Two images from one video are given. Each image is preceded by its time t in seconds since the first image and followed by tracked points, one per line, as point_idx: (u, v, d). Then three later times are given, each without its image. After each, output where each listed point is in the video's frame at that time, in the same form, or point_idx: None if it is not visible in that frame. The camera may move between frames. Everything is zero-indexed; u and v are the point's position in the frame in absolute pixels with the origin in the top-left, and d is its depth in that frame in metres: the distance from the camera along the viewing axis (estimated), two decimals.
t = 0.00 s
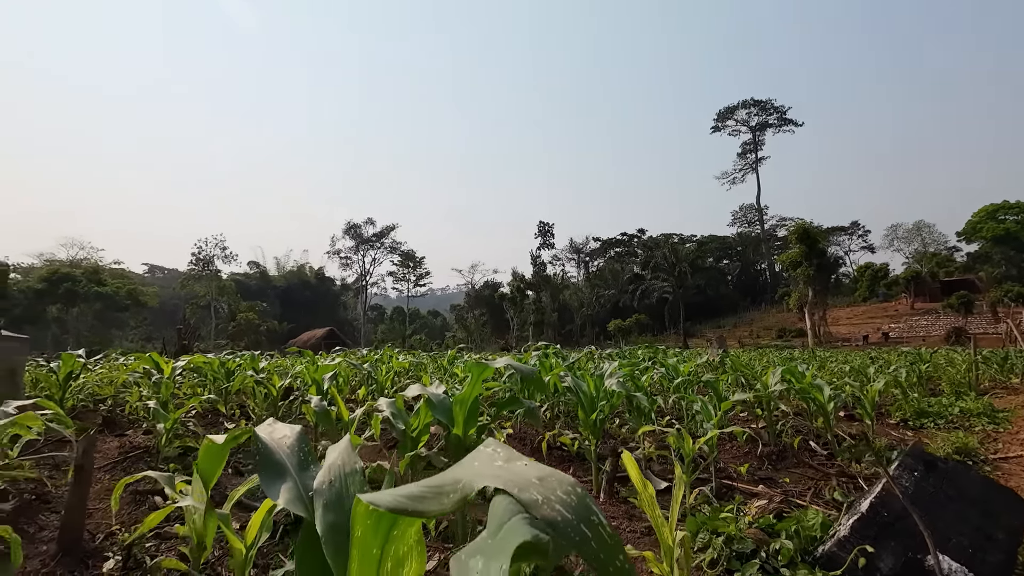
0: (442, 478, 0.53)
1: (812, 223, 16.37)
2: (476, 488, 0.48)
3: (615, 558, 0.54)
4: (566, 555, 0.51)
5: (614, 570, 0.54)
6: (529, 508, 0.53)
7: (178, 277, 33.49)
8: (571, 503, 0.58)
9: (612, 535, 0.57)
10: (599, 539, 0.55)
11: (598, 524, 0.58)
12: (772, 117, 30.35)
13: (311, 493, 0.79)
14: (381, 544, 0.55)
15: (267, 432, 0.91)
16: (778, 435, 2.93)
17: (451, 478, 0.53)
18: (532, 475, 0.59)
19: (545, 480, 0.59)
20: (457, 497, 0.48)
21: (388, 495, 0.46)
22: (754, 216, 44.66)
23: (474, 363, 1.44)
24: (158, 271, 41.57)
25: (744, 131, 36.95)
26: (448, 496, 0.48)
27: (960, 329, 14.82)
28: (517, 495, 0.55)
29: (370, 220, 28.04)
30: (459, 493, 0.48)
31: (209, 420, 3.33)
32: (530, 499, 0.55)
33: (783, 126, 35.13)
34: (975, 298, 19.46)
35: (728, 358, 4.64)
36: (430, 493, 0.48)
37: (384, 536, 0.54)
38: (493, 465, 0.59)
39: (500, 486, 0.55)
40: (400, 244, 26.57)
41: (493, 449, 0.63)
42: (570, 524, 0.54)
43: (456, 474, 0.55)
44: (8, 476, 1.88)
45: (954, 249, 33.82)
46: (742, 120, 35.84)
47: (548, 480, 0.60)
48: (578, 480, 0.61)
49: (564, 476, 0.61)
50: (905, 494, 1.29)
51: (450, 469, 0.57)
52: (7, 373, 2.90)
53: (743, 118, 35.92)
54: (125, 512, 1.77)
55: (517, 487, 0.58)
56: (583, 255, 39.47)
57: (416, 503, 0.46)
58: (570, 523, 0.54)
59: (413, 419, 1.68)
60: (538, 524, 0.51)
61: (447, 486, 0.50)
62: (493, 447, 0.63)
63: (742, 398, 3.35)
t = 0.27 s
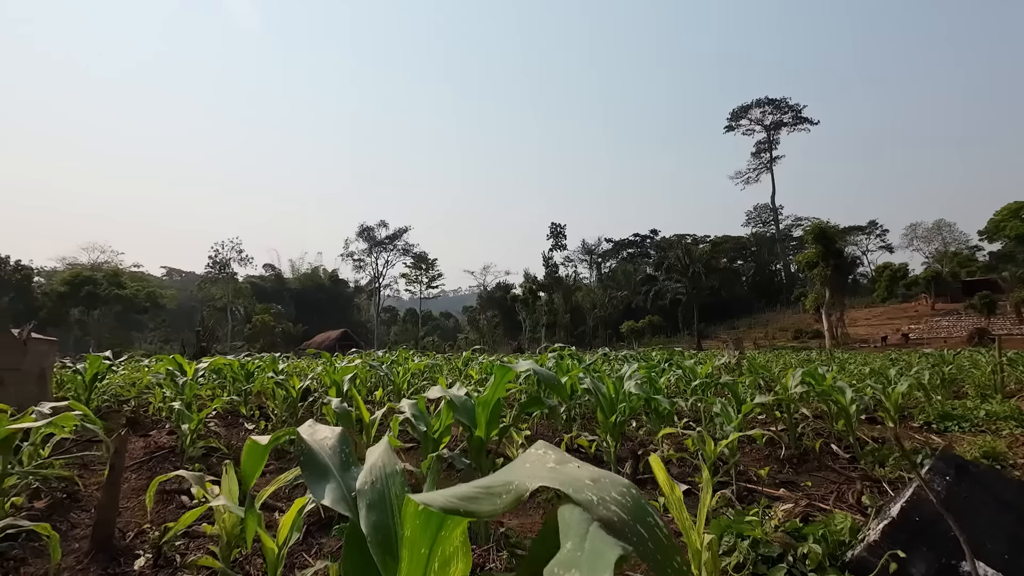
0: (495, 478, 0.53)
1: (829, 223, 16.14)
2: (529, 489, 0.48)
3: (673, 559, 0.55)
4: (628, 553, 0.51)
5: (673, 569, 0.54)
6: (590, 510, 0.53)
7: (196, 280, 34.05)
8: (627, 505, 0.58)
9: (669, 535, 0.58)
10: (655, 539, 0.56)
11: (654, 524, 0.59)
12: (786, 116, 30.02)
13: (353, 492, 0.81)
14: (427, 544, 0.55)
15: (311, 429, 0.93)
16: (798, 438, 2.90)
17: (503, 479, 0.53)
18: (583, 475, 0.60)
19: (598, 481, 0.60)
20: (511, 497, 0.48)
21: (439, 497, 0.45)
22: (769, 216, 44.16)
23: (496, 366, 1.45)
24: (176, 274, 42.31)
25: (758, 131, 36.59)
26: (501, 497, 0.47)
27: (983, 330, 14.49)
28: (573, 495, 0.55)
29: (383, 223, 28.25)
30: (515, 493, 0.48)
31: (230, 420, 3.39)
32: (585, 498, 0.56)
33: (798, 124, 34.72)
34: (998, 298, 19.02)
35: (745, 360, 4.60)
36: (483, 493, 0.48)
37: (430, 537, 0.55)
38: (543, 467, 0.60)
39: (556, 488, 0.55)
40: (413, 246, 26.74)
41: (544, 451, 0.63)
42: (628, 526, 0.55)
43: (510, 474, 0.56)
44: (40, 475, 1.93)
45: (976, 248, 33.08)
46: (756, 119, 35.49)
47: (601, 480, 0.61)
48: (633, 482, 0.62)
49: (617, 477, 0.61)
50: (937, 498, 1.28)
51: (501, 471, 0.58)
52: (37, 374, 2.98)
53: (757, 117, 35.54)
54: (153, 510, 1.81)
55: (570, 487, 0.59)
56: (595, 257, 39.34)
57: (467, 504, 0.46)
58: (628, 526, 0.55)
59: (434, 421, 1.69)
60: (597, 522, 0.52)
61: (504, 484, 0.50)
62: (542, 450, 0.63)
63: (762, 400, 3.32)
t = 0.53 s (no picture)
0: (546, 481, 0.54)
1: (848, 222, 15.87)
2: (584, 493, 0.48)
3: (741, 563, 0.54)
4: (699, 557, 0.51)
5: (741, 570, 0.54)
6: (653, 514, 0.53)
7: (215, 283, 34.73)
8: (689, 508, 0.58)
9: (734, 541, 0.57)
10: (719, 543, 0.55)
11: (720, 529, 0.58)
12: (803, 115, 29.68)
13: (393, 492, 0.83)
14: (471, 544, 0.56)
15: (351, 428, 0.95)
16: (821, 441, 2.85)
17: (554, 481, 0.53)
18: (639, 477, 0.60)
19: (656, 484, 0.60)
20: (563, 500, 0.49)
21: (490, 499, 0.46)
22: (786, 216, 43.56)
23: (518, 368, 1.46)
24: (196, 277, 43.21)
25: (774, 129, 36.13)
26: (553, 500, 0.48)
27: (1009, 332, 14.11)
28: (633, 498, 0.55)
29: (398, 225, 28.48)
30: (567, 495, 0.49)
31: (252, 421, 3.45)
32: (646, 501, 0.55)
33: (816, 122, 34.22)
34: None
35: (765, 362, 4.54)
36: (535, 496, 0.48)
37: (474, 538, 0.55)
38: (598, 470, 0.60)
39: (613, 491, 0.55)
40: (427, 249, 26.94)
41: (597, 453, 0.64)
42: (694, 531, 0.55)
43: (561, 477, 0.56)
44: (73, 473, 1.98)
45: (1002, 247, 32.21)
46: (772, 117, 35.08)
47: (661, 484, 0.61)
48: (694, 488, 0.61)
49: (676, 480, 0.61)
50: (975, 504, 1.25)
51: (555, 472, 0.58)
52: (67, 375, 3.06)
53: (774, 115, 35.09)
54: (180, 509, 1.84)
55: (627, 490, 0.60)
56: (609, 258, 39.19)
57: (517, 505, 0.46)
58: (694, 530, 0.55)
59: (455, 422, 1.71)
60: (661, 526, 0.51)
61: (556, 487, 0.51)
62: (594, 451, 0.64)
63: (783, 403, 3.27)
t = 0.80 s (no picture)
0: (599, 482, 0.54)
1: (873, 221, 15.50)
2: (641, 494, 0.49)
3: (806, 567, 0.54)
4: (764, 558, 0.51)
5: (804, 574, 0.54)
6: (717, 515, 0.53)
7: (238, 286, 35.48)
8: (753, 512, 0.58)
9: (800, 546, 0.57)
10: (786, 548, 0.55)
11: (783, 533, 0.58)
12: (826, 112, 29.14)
13: (432, 491, 0.84)
14: (518, 543, 0.56)
15: (389, 428, 0.97)
16: (850, 445, 2.79)
17: (607, 483, 0.54)
18: (696, 479, 0.60)
19: (715, 486, 0.60)
20: (620, 502, 0.49)
21: (544, 497, 0.47)
22: (808, 215, 42.72)
23: (544, 370, 1.46)
24: (219, 281, 44.19)
25: (795, 127, 35.55)
26: (609, 501, 0.48)
27: None
28: (693, 499, 0.55)
29: (415, 228, 28.73)
30: (623, 496, 0.49)
31: (277, 421, 3.51)
32: (706, 502, 0.55)
33: (839, 119, 33.55)
34: None
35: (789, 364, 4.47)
36: (588, 496, 0.49)
37: (520, 538, 0.56)
38: (653, 471, 0.59)
39: (670, 492, 0.55)
40: (444, 251, 27.13)
41: (651, 454, 0.63)
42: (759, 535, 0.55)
43: (614, 477, 0.57)
44: (109, 471, 2.04)
45: None
46: (793, 115, 34.49)
47: (720, 488, 0.60)
48: (753, 492, 0.61)
49: (735, 484, 0.61)
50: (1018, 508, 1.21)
51: (609, 473, 0.58)
52: (100, 376, 3.15)
53: (794, 113, 34.52)
54: (210, 507, 1.89)
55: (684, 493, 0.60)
56: (627, 259, 38.92)
57: (571, 505, 0.47)
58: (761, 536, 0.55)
59: (479, 423, 1.71)
60: (727, 528, 0.51)
61: (611, 487, 0.51)
62: (648, 453, 0.64)
63: (809, 406, 3.21)
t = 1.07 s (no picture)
0: (649, 482, 0.54)
1: (895, 219, 15.16)
2: (696, 495, 0.48)
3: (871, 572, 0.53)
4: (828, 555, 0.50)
5: None
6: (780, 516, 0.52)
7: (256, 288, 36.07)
8: (815, 514, 0.57)
9: (866, 549, 0.56)
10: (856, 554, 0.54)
11: (846, 535, 0.56)
12: (845, 108, 28.63)
13: (469, 492, 0.84)
14: (562, 546, 0.56)
15: (422, 430, 0.98)
16: (877, 448, 2.73)
17: (658, 483, 0.53)
18: (749, 478, 0.59)
19: (773, 488, 0.59)
20: (674, 503, 0.48)
21: (592, 500, 0.46)
22: (827, 214, 41.99)
23: (567, 371, 1.46)
24: (239, 283, 44.95)
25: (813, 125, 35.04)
26: (661, 504, 0.47)
27: None
28: (753, 500, 0.54)
29: (430, 230, 28.89)
30: (675, 497, 0.49)
31: (298, 422, 3.56)
32: (765, 503, 0.54)
33: (859, 115, 32.92)
34: None
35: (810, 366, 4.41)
36: (639, 498, 0.48)
37: (564, 538, 0.56)
38: (704, 473, 0.58)
39: (726, 493, 0.54)
40: (459, 252, 27.24)
41: (701, 457, 0.62)
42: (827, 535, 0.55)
43: (664, 478, 0.56)
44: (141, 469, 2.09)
45: None
46: (812, 112, 33.95)
47: (779, 490, 0.59)
48: (816, 493, 0.61)
49: (794, 486, 0.60)
50: None
51: (658, 474, 0.58)
52: (128, 377, 3.22)
53: (813, 110, 34.00)
54: (235, 506, 1.93)
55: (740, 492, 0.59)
56: (642, 260, 38.64)
57: (620, 508, 0.46)
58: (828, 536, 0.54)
59: (502, 424, 1.72)
60: (793, 528, 0.50)
61: (663, 490, 0.51)
62: (698, 455, 0.62)
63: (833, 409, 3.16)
